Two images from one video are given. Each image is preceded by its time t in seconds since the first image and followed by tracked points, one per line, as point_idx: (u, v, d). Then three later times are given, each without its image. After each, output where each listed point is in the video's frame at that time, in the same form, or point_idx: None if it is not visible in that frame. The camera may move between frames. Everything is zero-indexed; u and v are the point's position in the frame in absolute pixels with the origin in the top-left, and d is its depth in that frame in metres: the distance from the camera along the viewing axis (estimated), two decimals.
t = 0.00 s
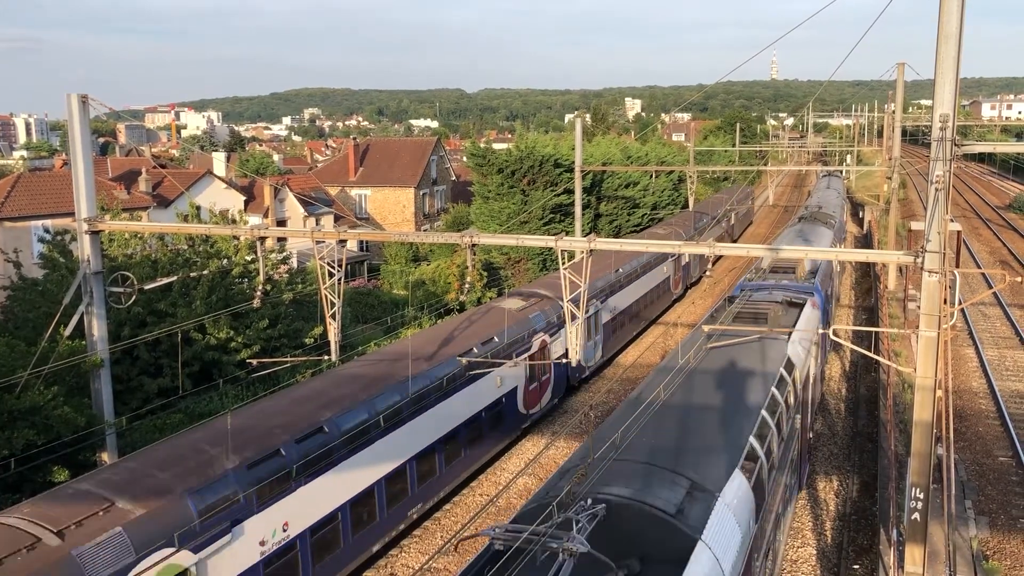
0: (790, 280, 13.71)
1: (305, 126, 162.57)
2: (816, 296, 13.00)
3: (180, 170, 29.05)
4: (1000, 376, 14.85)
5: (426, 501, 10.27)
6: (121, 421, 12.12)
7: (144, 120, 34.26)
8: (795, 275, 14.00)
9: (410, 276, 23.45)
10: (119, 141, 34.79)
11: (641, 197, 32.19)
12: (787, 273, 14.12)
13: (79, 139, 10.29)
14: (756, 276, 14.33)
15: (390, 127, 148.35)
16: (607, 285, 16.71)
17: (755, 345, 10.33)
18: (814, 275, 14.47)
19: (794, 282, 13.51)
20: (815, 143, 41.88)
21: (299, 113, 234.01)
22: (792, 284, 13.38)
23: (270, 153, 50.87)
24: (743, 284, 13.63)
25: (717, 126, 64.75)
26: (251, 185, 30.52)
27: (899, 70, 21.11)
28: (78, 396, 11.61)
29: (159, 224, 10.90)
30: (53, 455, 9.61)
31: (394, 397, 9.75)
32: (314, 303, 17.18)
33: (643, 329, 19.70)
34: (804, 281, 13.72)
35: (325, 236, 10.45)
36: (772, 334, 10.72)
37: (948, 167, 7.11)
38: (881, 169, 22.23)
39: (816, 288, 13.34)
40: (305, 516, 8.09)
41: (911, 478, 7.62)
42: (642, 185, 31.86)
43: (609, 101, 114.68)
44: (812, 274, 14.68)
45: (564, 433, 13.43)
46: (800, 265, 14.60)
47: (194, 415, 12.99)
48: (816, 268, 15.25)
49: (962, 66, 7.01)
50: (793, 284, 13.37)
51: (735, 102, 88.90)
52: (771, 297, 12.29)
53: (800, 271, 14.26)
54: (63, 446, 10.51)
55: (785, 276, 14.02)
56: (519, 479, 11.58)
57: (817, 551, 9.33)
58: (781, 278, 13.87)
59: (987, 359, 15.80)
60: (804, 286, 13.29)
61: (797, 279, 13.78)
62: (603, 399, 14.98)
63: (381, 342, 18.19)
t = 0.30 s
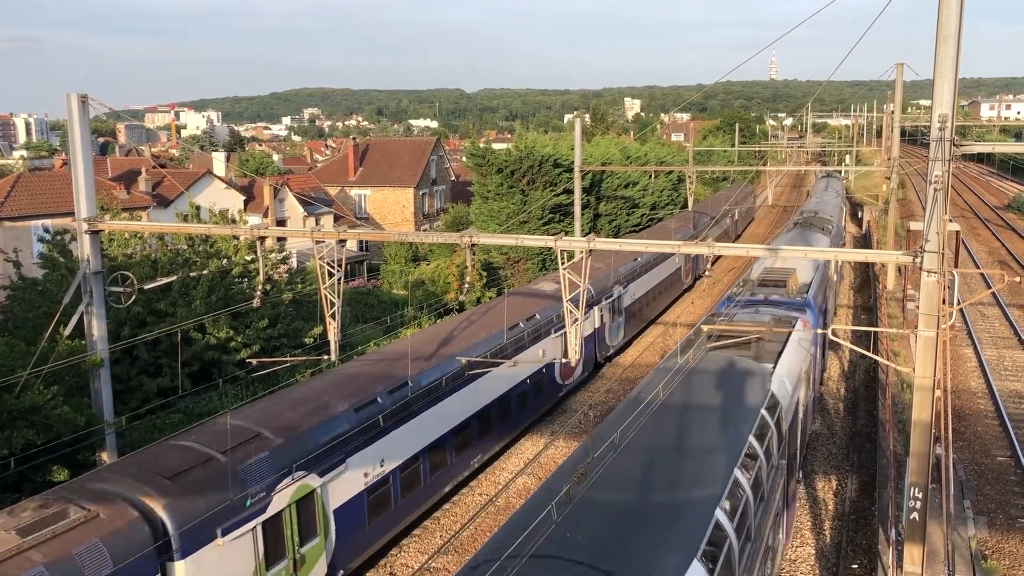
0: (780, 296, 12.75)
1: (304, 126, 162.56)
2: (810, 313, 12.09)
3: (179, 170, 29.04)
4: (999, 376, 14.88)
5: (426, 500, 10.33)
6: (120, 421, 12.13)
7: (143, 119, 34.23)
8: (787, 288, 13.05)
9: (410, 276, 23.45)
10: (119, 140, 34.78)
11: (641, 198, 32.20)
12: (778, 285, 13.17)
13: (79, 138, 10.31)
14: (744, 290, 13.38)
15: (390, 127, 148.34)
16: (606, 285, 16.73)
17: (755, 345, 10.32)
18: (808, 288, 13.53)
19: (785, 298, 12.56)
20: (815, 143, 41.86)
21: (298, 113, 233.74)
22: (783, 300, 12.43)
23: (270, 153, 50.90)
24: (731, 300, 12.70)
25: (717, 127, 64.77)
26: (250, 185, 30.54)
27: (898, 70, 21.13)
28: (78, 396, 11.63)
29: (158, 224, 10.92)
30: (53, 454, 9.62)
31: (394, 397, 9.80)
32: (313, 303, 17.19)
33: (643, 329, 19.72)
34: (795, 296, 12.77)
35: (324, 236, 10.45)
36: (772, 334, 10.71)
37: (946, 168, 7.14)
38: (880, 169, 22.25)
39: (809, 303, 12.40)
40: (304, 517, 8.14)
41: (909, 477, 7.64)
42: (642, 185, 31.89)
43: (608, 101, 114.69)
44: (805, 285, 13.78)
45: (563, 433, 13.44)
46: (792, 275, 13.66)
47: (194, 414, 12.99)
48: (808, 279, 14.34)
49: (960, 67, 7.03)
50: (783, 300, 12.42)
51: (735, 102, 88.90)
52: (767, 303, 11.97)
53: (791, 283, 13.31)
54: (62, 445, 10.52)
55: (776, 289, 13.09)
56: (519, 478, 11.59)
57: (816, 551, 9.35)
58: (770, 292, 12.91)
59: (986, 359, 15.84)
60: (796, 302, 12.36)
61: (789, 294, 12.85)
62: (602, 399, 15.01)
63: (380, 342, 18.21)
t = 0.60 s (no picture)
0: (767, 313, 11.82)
1: (304, 125, 162.48)
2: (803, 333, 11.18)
3: (178, 169, 29.04)
4: (999, 376, 14.87)
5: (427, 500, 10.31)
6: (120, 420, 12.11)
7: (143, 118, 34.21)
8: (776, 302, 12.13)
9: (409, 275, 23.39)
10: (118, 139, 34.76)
11: (641, 197, 32.19)
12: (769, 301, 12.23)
13: (78, 137, 10.28)
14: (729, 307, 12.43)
15: (390, 127, 148.29)
16: (606, 284, 16.71)
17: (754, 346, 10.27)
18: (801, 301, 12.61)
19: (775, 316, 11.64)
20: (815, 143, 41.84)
21: (298, 112, 233.77)
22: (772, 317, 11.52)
23: (269, 152, 50.88)
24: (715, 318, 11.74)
25: (717, 126, 64.76)
26: (250, 184, 30.53)
27: (898, 69, 21.10)
28: (77, 395, 11.61)
29: (157, 224, 10.89)
30: (52, 454, 9.61)
31: (393, 397, 9.75)
32: (313, 302, 17.16)
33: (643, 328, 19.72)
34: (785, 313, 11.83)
35: (323, 235, 10.42)
36: (772, 334, 10.67)
37: (947, 167, 7.12)
38: (881, 169, 22.23)
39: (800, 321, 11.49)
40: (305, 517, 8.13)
41: (910, 477, 7.63)
42: (642, 185, 31.88)
43: (609, 101, 114.70)
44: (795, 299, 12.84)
45: (563, 433, 13.42)
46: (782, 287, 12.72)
47: (193, 414, 12.96)
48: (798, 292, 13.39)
49: (961, 66, 7.01)
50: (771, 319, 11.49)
51: (734, 102, 88.88)
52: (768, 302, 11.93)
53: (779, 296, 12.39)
54: (61, 445, 10.50)
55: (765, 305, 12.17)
56: (519, 478, 11.57)
57: (816, 551, 9.32)
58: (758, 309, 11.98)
59: (986, 359, 15.83)
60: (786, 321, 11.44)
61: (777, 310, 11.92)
62: (602, 399, 15.00)
63: (380, 341, 18.21)
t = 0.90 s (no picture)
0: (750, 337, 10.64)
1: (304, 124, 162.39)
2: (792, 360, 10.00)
3: (178, 168, 29.02)
4: (998, 375, 14.89)
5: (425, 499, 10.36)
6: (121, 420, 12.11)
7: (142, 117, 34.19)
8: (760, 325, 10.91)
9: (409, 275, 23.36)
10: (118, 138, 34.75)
11: (640, 196, 32.18)
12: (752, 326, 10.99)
13: (78, 136, 10.28)
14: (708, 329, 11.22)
15: (389, 126, 148.22)
16: (606, 282, 16.73)
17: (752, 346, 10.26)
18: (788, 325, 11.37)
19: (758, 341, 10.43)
20: (815, 142, 41.84)
21: (297, 111, 233.76)
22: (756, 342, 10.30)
23: (269, 151, 50.87)
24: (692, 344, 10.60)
25: (717, 125, 64.77)
26: (249, 183, 30.52)
27: (898, 68, 21.10)
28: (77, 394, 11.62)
29: (157, 222, 10.88)
30: (52, 452, 9.62)
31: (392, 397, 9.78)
32: (312, 301, 17.15)
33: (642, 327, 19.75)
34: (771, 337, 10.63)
35: (323, 234, 10.42)
36: (772, 334, 10.66)
37: (946, 166, 7.13)
38: (880, 168, 22.24)
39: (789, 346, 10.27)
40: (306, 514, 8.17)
41: (909, 476, 7.65)
42: (642, 184, 31.88)
43: (608, 100, 114.68)
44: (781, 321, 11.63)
45: (563, 432, 13.43)
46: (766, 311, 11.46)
47: (193, 413, 12.97)
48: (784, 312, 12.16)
49: (960, 65, 7.02)
50: (756, 344, 10.30)
51: (734, 101, 88.83)
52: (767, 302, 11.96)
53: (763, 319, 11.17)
54: (62, 444, 10.52)
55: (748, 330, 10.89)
56: (518, 478, 11.58)
57: (815, 550, 9.33)
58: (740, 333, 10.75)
59: (985, 358, 15.85)
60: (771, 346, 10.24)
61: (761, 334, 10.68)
62: (602, 398, 15.03)
63: (379, 340, 18.23)
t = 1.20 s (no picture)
0: (730, 367, 9.44)
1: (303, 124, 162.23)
2: (778, 393, 8.84)
3: (177, 167, 29.00)
4: (998, 374, 14.89)
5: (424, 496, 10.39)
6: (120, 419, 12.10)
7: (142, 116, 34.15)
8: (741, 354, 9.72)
9: (408, 274, 23.31)
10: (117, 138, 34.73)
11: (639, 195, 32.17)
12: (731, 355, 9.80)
13: (77, 135, 10.27)
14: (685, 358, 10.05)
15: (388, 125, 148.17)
16: (606, 281, 16.73)
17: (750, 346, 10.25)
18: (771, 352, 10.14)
19: (741, 370, 9.24)
20: (814, 141, 41.79)
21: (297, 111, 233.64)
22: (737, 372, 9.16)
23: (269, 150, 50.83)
24: (666, 375, 9.45)
25: (716, 124, 64.73)
26: (248, 182, 30.49)
27: (898, 67, 21.09)
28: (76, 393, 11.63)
29: (156, 221, 10.87)
30: (51, 452, 9.61)
31: (391, 394, 9.82)
32: (311, 301, 17.16)
33: (642, 327, 19.75)
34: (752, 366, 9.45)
35: (322, 234, 10.42)
36: (770, 333, 10.67)
37: (946, 165, 7.13)
38: (880, 167, 22.23)
39: (774, 374, 9.06)
40: (301, 513, 8.19)
41: (909, 476, 7.66)
42: (641, 182, 31.90)
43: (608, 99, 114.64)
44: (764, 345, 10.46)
45: (562, 431, 13.44)
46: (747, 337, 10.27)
47: (193, 412, 12.96)
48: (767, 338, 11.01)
49: (959, 64, 7.02)
50: (737, 375, 9.12)
51: (733, 99, 88.84)
52: (766, 302, 11.96)
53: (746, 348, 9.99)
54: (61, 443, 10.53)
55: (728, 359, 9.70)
56: (518, 477, 11.57)
57: (815, 549, 9.33)
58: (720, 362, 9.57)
59: (985, 357, 15.85)
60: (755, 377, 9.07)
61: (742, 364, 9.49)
62: (602, 397, 15.03)
63: (378, 339, 18.23)
